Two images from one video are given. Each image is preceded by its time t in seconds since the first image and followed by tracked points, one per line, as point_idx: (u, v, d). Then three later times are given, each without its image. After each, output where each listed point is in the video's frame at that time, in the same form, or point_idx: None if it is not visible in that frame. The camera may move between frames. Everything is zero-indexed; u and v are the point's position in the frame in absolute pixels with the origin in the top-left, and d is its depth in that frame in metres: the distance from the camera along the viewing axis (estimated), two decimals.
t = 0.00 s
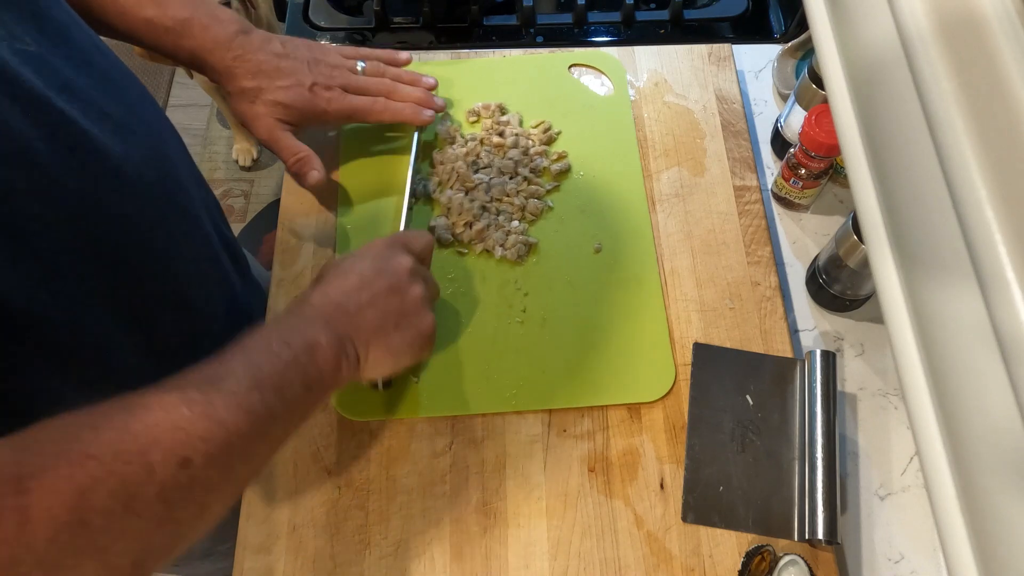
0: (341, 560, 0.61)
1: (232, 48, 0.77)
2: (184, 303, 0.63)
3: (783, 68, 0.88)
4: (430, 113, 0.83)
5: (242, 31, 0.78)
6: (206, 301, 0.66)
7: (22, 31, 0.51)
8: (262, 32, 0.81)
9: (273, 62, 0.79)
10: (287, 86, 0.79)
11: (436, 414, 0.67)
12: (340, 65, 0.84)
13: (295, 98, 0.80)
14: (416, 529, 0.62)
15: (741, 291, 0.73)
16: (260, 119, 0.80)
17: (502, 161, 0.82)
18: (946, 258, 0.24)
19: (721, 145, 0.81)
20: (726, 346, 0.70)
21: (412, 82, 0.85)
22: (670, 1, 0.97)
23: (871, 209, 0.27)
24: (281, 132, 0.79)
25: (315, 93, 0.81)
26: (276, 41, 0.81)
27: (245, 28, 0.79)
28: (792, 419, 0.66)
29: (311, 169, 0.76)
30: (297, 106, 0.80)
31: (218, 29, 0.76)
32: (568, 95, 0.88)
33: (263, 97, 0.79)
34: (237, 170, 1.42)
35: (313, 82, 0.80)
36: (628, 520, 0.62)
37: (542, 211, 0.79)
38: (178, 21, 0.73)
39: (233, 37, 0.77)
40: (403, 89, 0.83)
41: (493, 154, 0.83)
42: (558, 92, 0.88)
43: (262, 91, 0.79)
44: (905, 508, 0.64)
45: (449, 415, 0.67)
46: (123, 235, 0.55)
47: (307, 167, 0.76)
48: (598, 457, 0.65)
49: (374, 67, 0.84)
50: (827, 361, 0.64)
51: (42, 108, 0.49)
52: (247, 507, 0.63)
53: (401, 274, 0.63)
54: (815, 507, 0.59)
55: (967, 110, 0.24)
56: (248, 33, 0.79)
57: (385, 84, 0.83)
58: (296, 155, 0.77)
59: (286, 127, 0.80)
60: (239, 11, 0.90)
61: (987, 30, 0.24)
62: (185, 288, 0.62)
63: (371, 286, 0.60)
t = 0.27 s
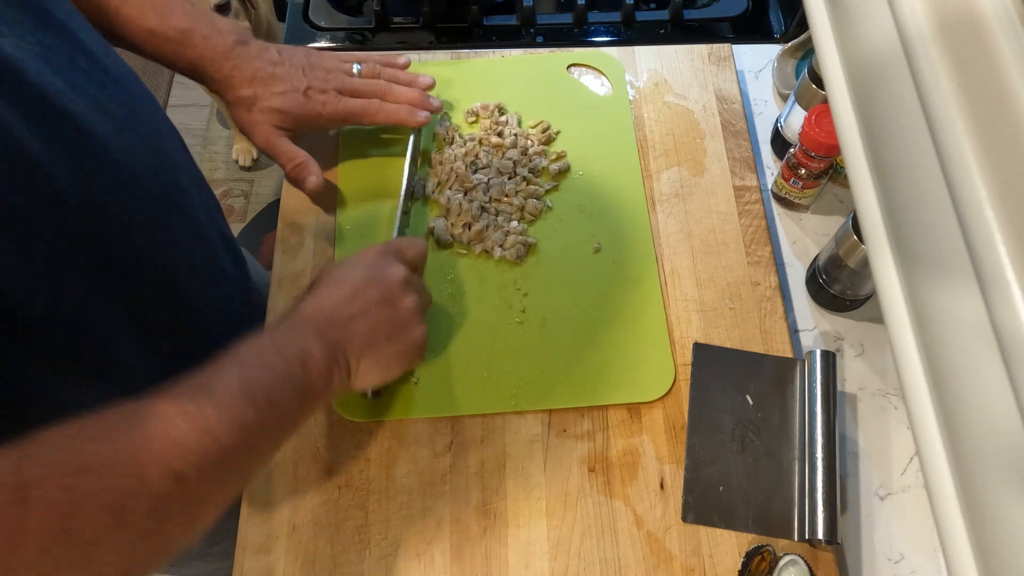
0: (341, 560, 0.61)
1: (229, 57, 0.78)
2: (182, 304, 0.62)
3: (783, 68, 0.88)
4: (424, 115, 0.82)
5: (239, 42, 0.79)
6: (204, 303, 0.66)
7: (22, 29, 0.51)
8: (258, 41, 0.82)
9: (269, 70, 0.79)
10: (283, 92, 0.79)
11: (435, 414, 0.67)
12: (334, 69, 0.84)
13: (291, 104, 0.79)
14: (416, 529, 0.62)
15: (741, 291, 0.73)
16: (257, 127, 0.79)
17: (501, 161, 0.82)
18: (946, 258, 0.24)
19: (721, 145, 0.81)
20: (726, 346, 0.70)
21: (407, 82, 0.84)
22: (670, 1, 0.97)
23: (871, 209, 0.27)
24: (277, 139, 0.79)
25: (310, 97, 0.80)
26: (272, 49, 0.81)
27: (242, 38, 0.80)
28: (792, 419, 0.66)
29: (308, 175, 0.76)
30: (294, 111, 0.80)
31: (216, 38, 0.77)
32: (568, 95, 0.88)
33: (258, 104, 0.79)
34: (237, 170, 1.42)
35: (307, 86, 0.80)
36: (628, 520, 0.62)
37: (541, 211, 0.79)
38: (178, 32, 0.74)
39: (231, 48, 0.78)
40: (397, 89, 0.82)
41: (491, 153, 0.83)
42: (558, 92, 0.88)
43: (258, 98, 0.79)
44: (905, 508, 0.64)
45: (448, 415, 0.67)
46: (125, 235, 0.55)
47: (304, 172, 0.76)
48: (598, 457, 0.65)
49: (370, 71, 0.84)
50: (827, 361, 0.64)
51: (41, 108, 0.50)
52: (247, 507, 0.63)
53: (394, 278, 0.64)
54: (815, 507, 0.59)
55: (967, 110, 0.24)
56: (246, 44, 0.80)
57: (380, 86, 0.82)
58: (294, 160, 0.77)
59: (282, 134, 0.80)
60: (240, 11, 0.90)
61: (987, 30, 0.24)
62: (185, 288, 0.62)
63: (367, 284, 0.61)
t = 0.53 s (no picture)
0: (341, 560, 0.61)
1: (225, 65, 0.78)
2: (182, 302, 0.62)
3: (783, 68, 0.88)
4: (485, 100, 0.80)
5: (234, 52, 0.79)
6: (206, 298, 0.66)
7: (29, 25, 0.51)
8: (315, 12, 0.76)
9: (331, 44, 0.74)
10: (343, 63, 0.75)
11: (435, 413, 0.67)
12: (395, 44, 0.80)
13: (352, 76, 0.75)
14: (416, 529, 0.62)
15: (741, 291, 0.73)
16: (314, 97, 0.74)
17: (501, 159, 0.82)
18: (946, 258, 0.24)
19: (721, 145, 0.81)
20: (726, 346, 0.70)
21: (469, 69, 0.82)
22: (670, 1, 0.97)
23: (871, 209, 0.27)
24: (335, 110, 0.74)
25: (371, 71, 0.76)
26: (332, 21, 0.76)
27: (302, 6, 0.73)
28: (792, 419, 0.66)
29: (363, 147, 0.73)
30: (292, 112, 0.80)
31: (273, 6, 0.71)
32: (568, 95, 0.88)
33: (316, 76, 0.74)
34: (237, 170, 1.42)
35: (369, 57, 0.76)
36: (628, 520, 0.62)
37: (541, 210, 0.79)
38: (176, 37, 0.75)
39: (290, 18, 0.72)
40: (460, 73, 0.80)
41: (490, 152, 0.83)
42: (558, 93, 0.88)
43: (315, 69, 0.74)
44: (905, 508, 0.64)
45: (447, 414, 0.67)
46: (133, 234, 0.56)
47: (361, 145, 0.72)
48: (598, 457, 0.65)
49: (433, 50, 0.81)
50: (827, 360, 0.64)
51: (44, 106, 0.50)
52: (247, 507, 0.63)
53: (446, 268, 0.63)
54: (815, 507, 0.59)
55: (966, 110, 0.24)
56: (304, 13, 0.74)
57: (444, 66, 0.80)
58: (351, 133, 0.73)
59: (340, 105, 0.75)
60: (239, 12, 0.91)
61: (987, 30, 0.24)
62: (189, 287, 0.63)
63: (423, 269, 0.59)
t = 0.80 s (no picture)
0: (341, 560, 0.61)
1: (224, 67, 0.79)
2: (178, 301, 0.63)
3: (783, 68, 0.88)
4: (498, 106, 0.79)
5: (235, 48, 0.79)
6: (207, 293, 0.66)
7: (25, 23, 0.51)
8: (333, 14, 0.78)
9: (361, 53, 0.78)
10: (359, 68, 0.77)
11: (435, 414, 0.67)
12: (412, 51, 0.80)
13: (366, 81, 0.78)
14: (415, 529, 0.62)
15: (741, 291, 0.73)
16: (330, 100, 0.77)
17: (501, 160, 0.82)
18: (946, 258, 0.24)
19: (721, 145, 0.81)
20: (726, 346, 0.70)
21: (482, 77, 0.81)
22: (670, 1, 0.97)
23: (871, 208, 0.27)
24: (348, 112, 0.76)
25: (386, 77, 0.79)
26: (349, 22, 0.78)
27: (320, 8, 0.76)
28: (792, 419, 0.66)
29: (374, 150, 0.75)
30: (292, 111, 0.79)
31: (293, 12, 0.74)
32: (568, 95, 0.88)
33: (332, 80, 0.77)
34: (237, 170, 1.42)
35: (384, 65, 0.78)
36: (628, 520, 0.62)
37: (541, 211, 0.78)
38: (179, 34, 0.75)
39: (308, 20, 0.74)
40: (472, 81, 0.79)
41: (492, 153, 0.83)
42: (558, 92, 0.88)
43: (333, 72, 0.77)
44: (905, 508, 0.64)
45: (447, 415, 0.67)
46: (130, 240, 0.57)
47: (370, 148, 0.75)
48: (598, 457, 0.65)
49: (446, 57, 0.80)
50: (826, 360, 0.64)
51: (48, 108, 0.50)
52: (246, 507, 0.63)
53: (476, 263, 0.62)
54: (815, 506, 0.59)
55: (966, 110, 0.24)
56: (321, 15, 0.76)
57: (455, 73, 0.80)
58: (361, 135, 0.76)
59: (353, 108, 0.77)
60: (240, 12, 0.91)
61: (987, 30, 0.24)
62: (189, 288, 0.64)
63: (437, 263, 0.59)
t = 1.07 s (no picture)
0: (341, 559, 0.61)
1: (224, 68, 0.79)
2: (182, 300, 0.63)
3: (783, 68, 0.88)
4: (519, 117, 0.82)
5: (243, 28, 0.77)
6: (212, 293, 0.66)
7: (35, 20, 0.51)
8: (359, 19, 0.82)
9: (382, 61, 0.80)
10: (384, 75, 0.80)
11: (434, 415, 0.67)
12: (435, 57, 0.84)
13: (392, 88, 0.80)
14: (416, 529, 0.62)
15: (741, 291, 0.73)
16: (353, 107, 0.80)
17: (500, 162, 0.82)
18: (946, 258, 0.24)
19: (721, 145, 0.81)
20: (726, 346, 0.70)
21: (504, 85, 0.84)
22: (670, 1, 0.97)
23: (871, 209, 0.27)
24: (372, 121, 0.79)
25: (410, 85, 0.81)
26: (374, 28, 0.81)
27: (345, 15, 0.80)
28: (792, 419, 0.66)
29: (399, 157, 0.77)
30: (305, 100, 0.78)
31: (318, 14, 0.77)
32: (568, 95, 0.88)
33: (357, 86, 0.80)
34: (237, 170, 1.42)
35: (408, 73, 0.81)
36: (628, 520, 0.62)
37: (540, 211, 0.78)
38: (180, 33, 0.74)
39: (333, 24, 0.78)
40: (495, 90, 0.82)
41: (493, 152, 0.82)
42: (557, 92, 0.88)
43: (358, 78, 0.79)
44: (904, 508, 0.64)
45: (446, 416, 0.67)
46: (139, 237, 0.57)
47: (396, 155, 0.77)
48: (598, 457, 0.65)
49: (469, 66, 0.84)
50: (827, 360, 0.64)
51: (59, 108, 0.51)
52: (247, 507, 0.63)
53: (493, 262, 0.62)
54: (815, 506, 0.59)
55: (966, 110, 0.24)
56: (348, 20, 0.80)
57: (479, 83, 0.82)
58: (386, 143, 0.78)
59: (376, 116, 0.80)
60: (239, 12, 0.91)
61: (987, 30, 0.24)
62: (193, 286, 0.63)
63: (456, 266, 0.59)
